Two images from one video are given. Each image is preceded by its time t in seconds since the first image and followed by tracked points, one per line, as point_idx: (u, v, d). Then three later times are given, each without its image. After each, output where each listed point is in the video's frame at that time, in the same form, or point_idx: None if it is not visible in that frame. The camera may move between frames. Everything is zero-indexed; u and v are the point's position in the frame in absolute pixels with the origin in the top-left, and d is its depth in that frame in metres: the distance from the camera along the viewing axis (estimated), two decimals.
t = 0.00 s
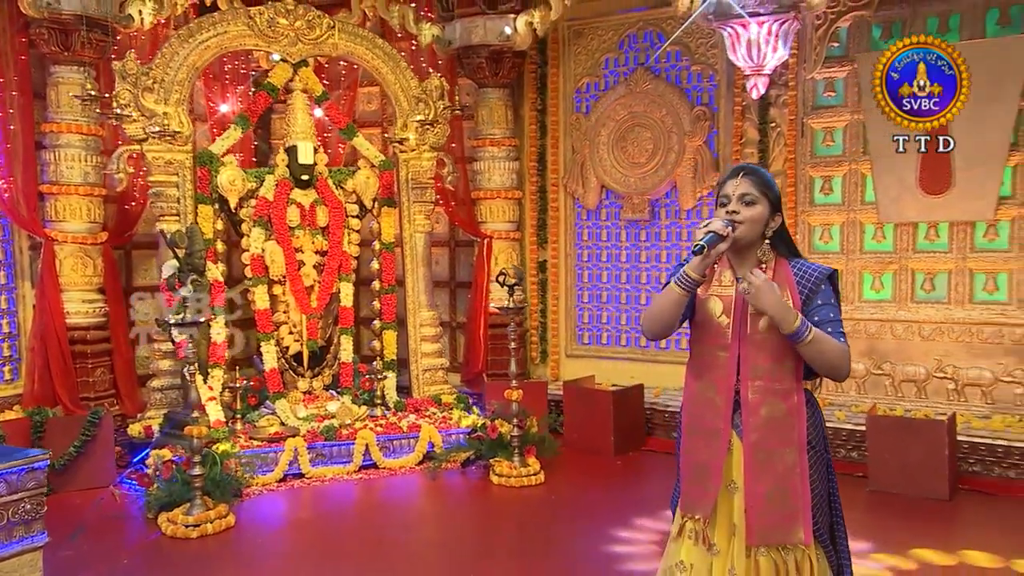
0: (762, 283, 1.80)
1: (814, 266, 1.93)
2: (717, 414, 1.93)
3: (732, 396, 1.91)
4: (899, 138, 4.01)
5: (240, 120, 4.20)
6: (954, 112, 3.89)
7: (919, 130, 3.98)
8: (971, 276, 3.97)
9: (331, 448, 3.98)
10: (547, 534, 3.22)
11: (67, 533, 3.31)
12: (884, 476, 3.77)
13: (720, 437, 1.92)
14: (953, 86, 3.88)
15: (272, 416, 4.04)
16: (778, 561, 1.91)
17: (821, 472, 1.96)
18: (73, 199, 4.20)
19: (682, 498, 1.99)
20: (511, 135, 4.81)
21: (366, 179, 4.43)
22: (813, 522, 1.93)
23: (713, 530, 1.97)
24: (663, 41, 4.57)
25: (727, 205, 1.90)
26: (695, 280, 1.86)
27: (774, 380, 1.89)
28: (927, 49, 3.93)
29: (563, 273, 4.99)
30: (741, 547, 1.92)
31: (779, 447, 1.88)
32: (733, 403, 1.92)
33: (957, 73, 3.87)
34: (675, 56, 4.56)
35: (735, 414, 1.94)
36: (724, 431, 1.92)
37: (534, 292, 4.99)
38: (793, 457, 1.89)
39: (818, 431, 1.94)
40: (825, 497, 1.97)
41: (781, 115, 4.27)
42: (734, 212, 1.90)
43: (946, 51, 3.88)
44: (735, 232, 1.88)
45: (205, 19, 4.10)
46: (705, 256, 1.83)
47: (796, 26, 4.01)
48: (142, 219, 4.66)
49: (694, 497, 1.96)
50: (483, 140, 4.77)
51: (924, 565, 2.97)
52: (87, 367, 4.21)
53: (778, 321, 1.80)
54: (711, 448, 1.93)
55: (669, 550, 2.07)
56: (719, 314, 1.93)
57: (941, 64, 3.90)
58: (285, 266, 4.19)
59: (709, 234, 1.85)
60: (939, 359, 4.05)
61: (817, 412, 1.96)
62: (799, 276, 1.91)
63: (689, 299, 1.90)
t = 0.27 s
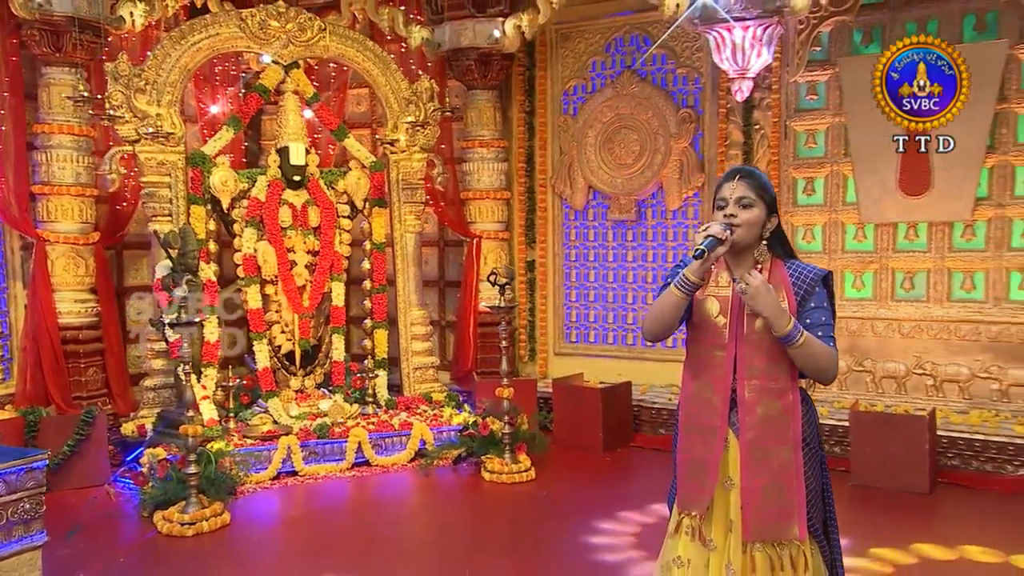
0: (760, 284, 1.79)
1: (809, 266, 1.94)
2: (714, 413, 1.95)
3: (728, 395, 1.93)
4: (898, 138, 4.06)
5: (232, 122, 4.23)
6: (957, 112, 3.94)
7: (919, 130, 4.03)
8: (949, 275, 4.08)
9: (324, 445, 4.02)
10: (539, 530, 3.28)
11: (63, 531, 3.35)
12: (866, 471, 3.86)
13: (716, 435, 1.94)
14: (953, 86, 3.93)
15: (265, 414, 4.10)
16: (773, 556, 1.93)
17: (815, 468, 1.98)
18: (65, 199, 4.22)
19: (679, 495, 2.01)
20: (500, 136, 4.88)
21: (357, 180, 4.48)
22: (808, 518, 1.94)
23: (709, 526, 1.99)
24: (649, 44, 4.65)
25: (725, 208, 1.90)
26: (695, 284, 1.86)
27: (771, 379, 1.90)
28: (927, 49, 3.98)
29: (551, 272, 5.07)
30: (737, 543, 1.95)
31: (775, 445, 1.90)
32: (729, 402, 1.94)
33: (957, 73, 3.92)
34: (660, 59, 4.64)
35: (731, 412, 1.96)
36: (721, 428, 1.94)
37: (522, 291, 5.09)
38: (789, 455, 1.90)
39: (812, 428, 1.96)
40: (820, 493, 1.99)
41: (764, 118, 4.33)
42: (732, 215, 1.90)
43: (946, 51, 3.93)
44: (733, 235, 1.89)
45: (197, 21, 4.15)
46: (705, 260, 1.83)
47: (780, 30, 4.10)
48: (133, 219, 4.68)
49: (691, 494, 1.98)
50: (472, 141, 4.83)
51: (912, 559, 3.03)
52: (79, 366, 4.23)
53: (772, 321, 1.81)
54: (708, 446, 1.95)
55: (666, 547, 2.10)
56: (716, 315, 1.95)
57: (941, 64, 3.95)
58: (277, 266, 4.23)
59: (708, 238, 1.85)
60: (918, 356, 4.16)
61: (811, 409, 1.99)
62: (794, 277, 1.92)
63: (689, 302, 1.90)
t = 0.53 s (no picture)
0: (756, 289, 1.81)
1: (806, 266, 1.92)
2: (711, 409, 1.94)
3: (726, 391, 1.93)
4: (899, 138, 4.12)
5: (227, 122, 4.26)
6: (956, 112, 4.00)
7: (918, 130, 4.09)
8: (933, 273, 4.16)
9: (319, 442, 4.07)
10: (533, 524, 3.34)
11: (61, 528, 3.40)
12: (853, 464, 3.95)
13: (714, 431, 1.93)
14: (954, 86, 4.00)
15: (261, 411, 4.14)
16: (772, 551, 1.93)
17: (813, 464, 1.95)
18: (61, 198, 4.25)
19: (677, 490, 2.02)
20: (492, 136, 4.94)
21: (351, 180, 4.52)
22: (806, 514, 1.93)
23: (708, 522, 2.00)
24: (638, 46, 4.72)
25: (724, 208, 1.91)
26: (695, 284, 1.84)
27: (768, 376, 1.90)
28: (927, 49, 4.03)
29: (542, 271, 5.14)
30: (735, 537, 1.95)
31: (773, 441, 1.89)
32: (727, 398, 1.94)
33: (957, 73, 3.98)
34: (650, 60, 4.70)
35: (730, 408, 1.95)
36: (719, 424, 1.93)
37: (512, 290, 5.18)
38: (786, 450, 1.89)
39: (809, 423, 1.93)
40: (817, 488, 1.96)
41: (753, 119, 4.42)
42: (730, 215, 1.91)
43: (947, 51, 3.99)
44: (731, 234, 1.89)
45: (191, 22, 4.19)
46: (704, 260, 1.82)
47: (767, 33, 4.18)
48: (128, 219, 4.70)
49: (689, 490, 1.98)
50: (464, 141, 4.88)
51: (904, 554, 3.08)
52: (74, 365, 4.26)
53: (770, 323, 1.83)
54: (706, 441, 1.94)
55: (665, 540, 2.10)
56: (713, 313, 1.94)
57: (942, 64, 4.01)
58: (272, 264, 4.27)
59: (708, 238, 1.85)
60: (902, 352, 4.25)
61: (808, 405, 1.96)
62: (791, 276, 1.91)
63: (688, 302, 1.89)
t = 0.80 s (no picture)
0: (753, 289, 1.89)
1: (803, 260, 1.99)
2: (710, 402, 1.99)
3: (724, 384, 1.98)
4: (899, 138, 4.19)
5: (223, 119, 4.34)
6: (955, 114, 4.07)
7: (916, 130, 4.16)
8: (914, 268, 4.27)
9: (316, 435, 4.15)
10: (528, 516, 3.43)
11: (62, 521, 3.46)
12: (837, 453, 4.07)
13: (713, 424, 1.99)
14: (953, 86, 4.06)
15: (257, 405, 4.21)
16: (768, 539, 2.00)
17: (806, 454, 2.01)
18: (58, 195, 4.29)
19: (677, 482, 2.08)
20: (484, 134, 5.02)
21: (346, 177, 4.59)
22: (801, 503, 1.99)
23: (707, 512, 2.06)
24: (628, 46, 4.80)
25: (721, 211, 1.94)
26: (697, 287, 1.88)
27: (764, 369, 1.95)
28: (927, 49, 4.08)
29: (533, 266, 5.22)
30: (733, 526, 2.02)
31: (769, 432, 1.95)
32: (725, 391, 1.99)
33: (957, 73, 4.05)
34: (639, 60, 4.79)
35: (727, 401, 2.00)
36: (719, 418, 1.98)
37: (505, 286, 5.22)
38: (782, 441, 1.95)
39: (804, 415, 1.99)
40: (811, 477, 2.02)
41: (739, 118, 4.52)
42: (728, 217, 1.94)
43: (947, 51, 4.05)
44: (729, 236, 1.92)
45: (187, 20, 4.23)
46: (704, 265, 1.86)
47: (754, 33, 4.27)
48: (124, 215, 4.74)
49: (689, 481, 2.04)
50: (456, 139, 4.96)
51: (894, 544, 3.15)
52: (72, 360, 4.30)
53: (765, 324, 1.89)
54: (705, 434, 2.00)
55: (665, 530, 2.18)
56: (712, 308, 1.99)
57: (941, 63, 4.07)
58: (268, 261, 4.32)
59: (708, 243, 1.88)
60: (884, 345, 4.37)
61: (803, 398, 2.02)
62: (788, 271, 1.97)
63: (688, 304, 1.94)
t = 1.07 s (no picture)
0: (751, 284, 1.90)
1: (798, 257, 2.03)
2: (710, 394, 2.01)
3: (724, 378, 2.00)
4: (900, 138, 4.27)
5: (219, 115, 4.38)
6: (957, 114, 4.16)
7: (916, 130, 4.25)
8: (896, 262, 4.39)
9: (314, 428, 4.22)
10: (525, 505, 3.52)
11: (65, 512, 3.53)
12: (823, 441, 4.19)
13: (713, 416, 2.01)
14: (953, 86, 4.14)
15: (256, 398, 4.29)
16: (766, 527, 2.03)
17: (802, 444, 2.06)
18: (55, 190, 4.34)
19: (677, 474, 2.08)
20: (476, 131, 5.10)
21: (341, 173, 4.65)
22: (797, 492, 2.03)
23: (706, 503, 2.07)
24: (618, 45, 4.89)
25: (714, 212, 1.98)
26: (696, 285, 1.90)
27: (763, 362, 1.98)
28: (927, 49, 4.17)
29: (525, 261, 5.32)
30: (731, 516, 2.04)
31: (768, 424, 1.98)
32: (726, 384, 2.01)
33: (957, 73, 4.13)
34: (629, 59, 4.87)
35: (727, 394, 2.02)
36: (719, 410, 2.00)
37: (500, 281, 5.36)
38: (781, 432, 1.98)
39: (800, 406, 2.04)
40: (805, 466, 2.08)
41: (727, 115, 4.63)
42: (722, 217, 1.97)
43: (947, 51, 4.13)
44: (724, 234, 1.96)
45: (184, 18, 4.29)
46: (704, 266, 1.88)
47: (741, 33, 4.37)
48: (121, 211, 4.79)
49: (689, 473, 2.05)
50: (450, 136, 5.05)
51: (888, 535, 3.20)
52: (71, 353, 4.37)
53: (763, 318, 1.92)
54: (705, 426, 2.02)
55: (662, 520, 2.18)
56: (712, 304, 2.01)
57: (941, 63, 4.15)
58: (265, 256, 4.39)
59: (707, 243, 1.90)
60: (867, 337, 4.49)
61: (799, 390, 2.06)
62: (784, 266, 2.00)
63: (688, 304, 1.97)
